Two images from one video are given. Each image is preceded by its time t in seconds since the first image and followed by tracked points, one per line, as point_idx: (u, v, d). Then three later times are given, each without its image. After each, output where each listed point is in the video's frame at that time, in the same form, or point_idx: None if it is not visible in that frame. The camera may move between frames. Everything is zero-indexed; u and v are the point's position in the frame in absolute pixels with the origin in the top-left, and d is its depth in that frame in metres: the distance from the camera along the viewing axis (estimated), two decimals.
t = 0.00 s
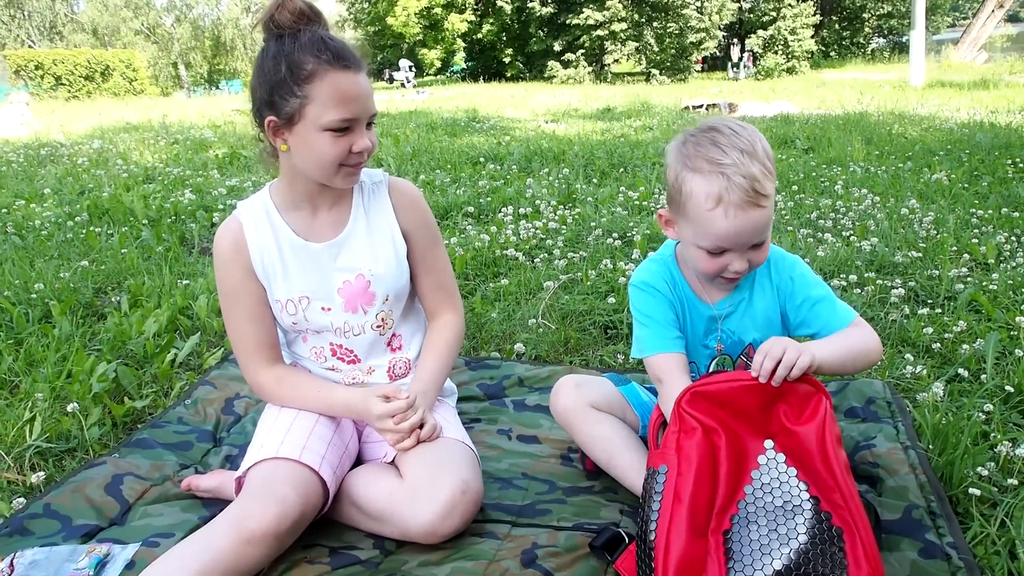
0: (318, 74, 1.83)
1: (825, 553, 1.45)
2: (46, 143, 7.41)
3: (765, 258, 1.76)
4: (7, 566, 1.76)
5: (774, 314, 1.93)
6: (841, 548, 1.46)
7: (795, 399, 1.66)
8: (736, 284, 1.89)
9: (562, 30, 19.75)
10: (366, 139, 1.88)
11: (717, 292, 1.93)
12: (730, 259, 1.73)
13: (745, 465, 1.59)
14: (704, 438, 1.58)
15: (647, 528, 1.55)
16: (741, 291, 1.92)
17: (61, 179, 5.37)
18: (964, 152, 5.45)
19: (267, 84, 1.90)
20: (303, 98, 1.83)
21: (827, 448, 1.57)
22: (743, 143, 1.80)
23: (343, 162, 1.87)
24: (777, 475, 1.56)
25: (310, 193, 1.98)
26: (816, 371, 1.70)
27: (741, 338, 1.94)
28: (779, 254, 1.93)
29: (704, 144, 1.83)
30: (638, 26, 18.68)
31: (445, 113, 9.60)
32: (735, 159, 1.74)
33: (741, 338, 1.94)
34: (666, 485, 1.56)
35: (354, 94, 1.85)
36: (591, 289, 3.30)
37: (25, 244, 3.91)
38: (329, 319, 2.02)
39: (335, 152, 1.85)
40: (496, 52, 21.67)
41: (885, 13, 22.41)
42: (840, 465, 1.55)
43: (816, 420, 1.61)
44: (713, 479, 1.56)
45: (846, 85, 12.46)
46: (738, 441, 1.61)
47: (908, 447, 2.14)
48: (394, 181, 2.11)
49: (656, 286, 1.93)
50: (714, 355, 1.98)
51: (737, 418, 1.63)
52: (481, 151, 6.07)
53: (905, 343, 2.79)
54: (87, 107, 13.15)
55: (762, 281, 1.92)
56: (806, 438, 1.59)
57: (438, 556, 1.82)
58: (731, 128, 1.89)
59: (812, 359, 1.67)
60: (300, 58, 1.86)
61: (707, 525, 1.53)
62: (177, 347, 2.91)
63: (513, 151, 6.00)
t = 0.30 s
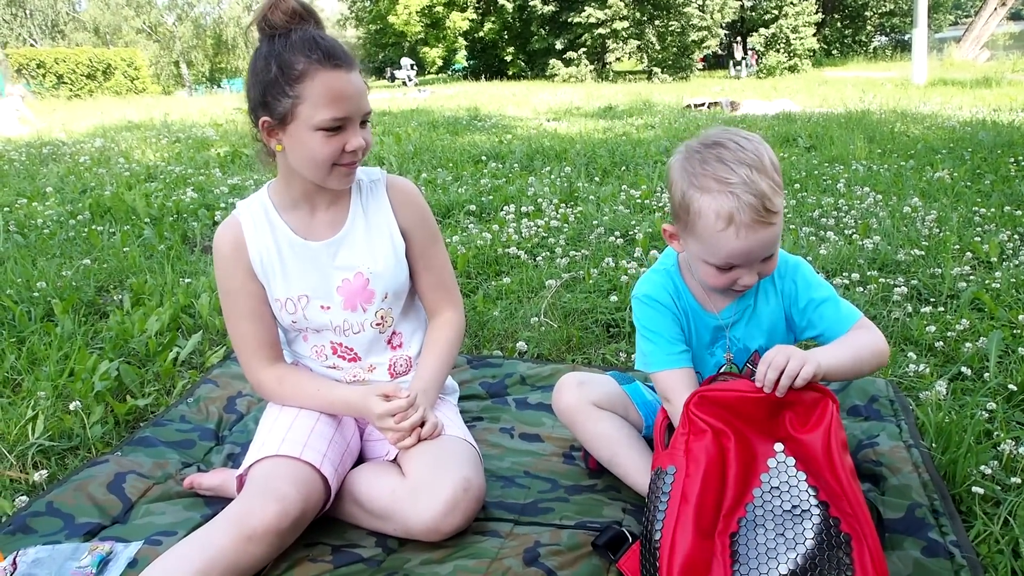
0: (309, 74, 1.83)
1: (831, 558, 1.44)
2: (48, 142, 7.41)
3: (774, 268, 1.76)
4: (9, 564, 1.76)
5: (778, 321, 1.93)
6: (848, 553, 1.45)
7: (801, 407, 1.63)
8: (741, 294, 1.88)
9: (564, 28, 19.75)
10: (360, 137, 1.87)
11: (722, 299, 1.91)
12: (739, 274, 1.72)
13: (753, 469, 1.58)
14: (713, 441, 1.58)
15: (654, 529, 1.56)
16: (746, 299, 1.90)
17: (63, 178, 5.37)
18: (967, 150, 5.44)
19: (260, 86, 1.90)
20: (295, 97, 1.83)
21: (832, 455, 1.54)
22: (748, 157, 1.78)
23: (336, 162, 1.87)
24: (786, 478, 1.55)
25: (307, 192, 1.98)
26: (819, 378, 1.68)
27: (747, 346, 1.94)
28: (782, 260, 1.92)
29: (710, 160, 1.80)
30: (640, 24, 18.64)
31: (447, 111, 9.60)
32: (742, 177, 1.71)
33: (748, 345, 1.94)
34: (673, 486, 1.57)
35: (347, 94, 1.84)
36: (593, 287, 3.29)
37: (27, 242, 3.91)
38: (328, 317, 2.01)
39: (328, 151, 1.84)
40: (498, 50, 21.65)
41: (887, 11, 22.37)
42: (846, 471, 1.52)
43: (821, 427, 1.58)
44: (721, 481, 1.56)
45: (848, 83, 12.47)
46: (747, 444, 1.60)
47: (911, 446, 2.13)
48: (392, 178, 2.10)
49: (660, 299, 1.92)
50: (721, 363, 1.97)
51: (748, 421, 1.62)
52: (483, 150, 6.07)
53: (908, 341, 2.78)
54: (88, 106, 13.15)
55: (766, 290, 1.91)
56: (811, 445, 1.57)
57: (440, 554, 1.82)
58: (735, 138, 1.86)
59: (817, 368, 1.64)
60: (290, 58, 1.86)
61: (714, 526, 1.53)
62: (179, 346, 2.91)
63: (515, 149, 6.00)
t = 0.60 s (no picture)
0: (307, 71, 1.83)
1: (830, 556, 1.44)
2: (47, 139, 7.40)
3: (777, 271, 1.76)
4: (9, 561, 1.76)
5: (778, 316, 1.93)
6: (848, 551, 1.45)
7: (803, 406, 1.63)
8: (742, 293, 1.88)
9: (564, 25, 19.74)
10: (358, 134, 1.87)
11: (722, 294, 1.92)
12: (743, 277, 1.72)
13: (756, 465, 1.58)
14: (715, 436, 1.58)
15: (655, 525, 1.56)
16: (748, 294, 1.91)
17: (63, 175, 5.36)
18: (967, 147, 5.43)
19: (259, 83, 1.90)
20: (293, 94, 1.83)
21: (835, 453, 1.54)
22: (756, 158, 1.78)
23: (334, 158, 1.86)
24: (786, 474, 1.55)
25: (307, 190, 1.98)
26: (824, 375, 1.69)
27: (746, 340, 1.94)
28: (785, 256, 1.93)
29: (719, 162, 1.79)
30: (641, 21, 18.59)
31: (447, 108, 9.59)
32: (752, 179, 1.71)
33: (746, 340, 1.94)
34: (675, 482, 1.57)
35: (347, 90, 1.84)
36: (593, 284, 3.29)
37: (27, 239, 3.91)
38: (328, 314, 2.01)
39: (326, 148, 1.84)
40: (498, 47, 21.62)
41: (888, 9, 22.34)
42: (848, 469, 1.52)
43: (825, 426, 1.57)
44: (723, 478, 1.56)
45: (849, 80, 12.44)
46: (749, 441, 1.60)
47: (911, 442, 2.13)
48: (392, 175, 2.10)
49: (661, 286, 1.93)
50: (719, 357, 1.97)
51: (749, 419, 1.62)
52: (484, 147, 6.06)
53: (908, 338, 2.79)
54: (87, 103, 13.11)
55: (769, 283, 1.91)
56: (814, 443, 1.57)
57: (441, 550, 1.82)
58: (743, 141, 1.85)
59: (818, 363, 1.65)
60: (288, 54, 1.85)
61: (716, 523, 1.53)
62: (179, 343, 2.90)
63: (515, 147, 5.99)
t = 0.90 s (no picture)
0: (311, 70, 1.83)
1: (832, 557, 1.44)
2: (49, 138, 7.42)
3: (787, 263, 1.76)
4: (12, 559, 1.76)
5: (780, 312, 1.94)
6: (850, 553, 1.45)
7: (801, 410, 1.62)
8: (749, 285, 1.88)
9: (565, 24, 19.76)
10: (362, 133, 1.87)
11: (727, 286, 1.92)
12: (756, 267, 1.73)
13: (755, 466, 1.58)
14: (715, 437, 1.58)
15: (656, 524, 1.56)
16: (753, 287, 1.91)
17: (65, 174, 5.37)
18: (969, 146, 5.42)
19: (264, 81, 1.90)
20: (298, 93, 1.83)
21: (829, 456, 1.52)
22: (778, 148, 1.78)
23: (338, 158, 1.86)
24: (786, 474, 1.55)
25: (312, 189, 1.98)
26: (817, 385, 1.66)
27: (747, 333, 1.94)
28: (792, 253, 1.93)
29: (742, 149, 1.79)
30: (641, 20, 18.58)
31: (448, 107, 9.59)
32: (770, 168, 1.71)
33: (747, 333, 1.94)
34: (675, 482, 1.57)
35: (351, 89, 1.84)
36: (595, 283, 3.29)
37: (28, 239, 3.91)
38: (331, 313, 2.01)
39: (330, 147, 1.84)
40: (499, 47, 21.62)
41: (889, 7, 22.34)
42: (844, 473, 1.51)
43: (819, 430, 1.56)
44: (722, 479, 1.56)
45: (850, 78, 12.41)
46: (749, 442, 1.60)
47: (913, 441, 2.13)
48: (394, 174, 2.10)
49: (668, 268, 1.94)
50: (720, 348, 1.97)
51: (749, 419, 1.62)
52: (485, 146, 6.06)
53: (910, 337, 2.78)
54: (88, 102, 13.12)
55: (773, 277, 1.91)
56: (809, 449, 1.56)
57: (442, 550, 1.82)
58: (766, 130, 1.85)
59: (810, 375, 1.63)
60: (294, 53, 1.85)
61: (716, 524, 1.53)
62: (181, 342, 2.90)
63: (516, 146, 5.99)
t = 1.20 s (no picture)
0: (322, 72, 1.83)
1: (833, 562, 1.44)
2: (52, 139, 7.43)
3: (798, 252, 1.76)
4: (16, 561, 1.77)
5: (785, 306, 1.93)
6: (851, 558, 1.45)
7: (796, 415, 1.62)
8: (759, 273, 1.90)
9: (568, 25, 19.78)
10: (371, 136, 1.88)
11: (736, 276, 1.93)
12: (765, 245, 1.73)
13: (755, 465, 1.56)
14: (710, 436, 1.58)
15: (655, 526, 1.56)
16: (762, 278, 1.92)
17: (68, 175, 5.38)
18: (972, 147, 5.42)
19: (274, 80, 1.90)
20: (308, 94, 1.83)
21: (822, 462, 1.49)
22: (806, 131, 1.79)
23: (347, 160, 1.87)
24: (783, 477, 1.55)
25: (318, 190, 1.98)
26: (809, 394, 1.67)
27: (753, 325, 1.95)
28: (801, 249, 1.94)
29: (770, 124, 1.81)
30: (643, 20, 18.58)
31: (451, 108, 9.60)
32: (795, 144, 1.73)
33: (753, 325, 1.94)
34: (674, 484, 1.57)
35: (360, 92, 1.84)
36: (597, 284, 3.29)
37: (32, 240, 3.92)
38: (336, 314, 2.01)
39: (339, 149, 1.84)
40: (501, 47, 21.63)
41: (892, 7, 22.32)
42: (839, 478, 1.48)
43: (812, 437, 1.52)
44: (721, 479, 1.55)
45: (852, 79, 12.40)
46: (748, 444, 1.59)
47: (916, 443, 2.13)
48: (401, 176, 2.11)
49: (679, 249, 1.97)
50: (726, 338, 1.98)
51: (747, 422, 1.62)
52: (487, 147, 6.06)
53: (913, 338, 2.78)
54: (92, 104, 13.15)
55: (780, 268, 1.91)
56: (802, 457, 1.52)
57: (445, 551, 1.83)
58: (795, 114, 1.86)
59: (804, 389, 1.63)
60: (305, 55, 1.85)
61: (716, 525, 1.51)
62: (184, 343, 2.91)
63: (519, 147, 5.99)
